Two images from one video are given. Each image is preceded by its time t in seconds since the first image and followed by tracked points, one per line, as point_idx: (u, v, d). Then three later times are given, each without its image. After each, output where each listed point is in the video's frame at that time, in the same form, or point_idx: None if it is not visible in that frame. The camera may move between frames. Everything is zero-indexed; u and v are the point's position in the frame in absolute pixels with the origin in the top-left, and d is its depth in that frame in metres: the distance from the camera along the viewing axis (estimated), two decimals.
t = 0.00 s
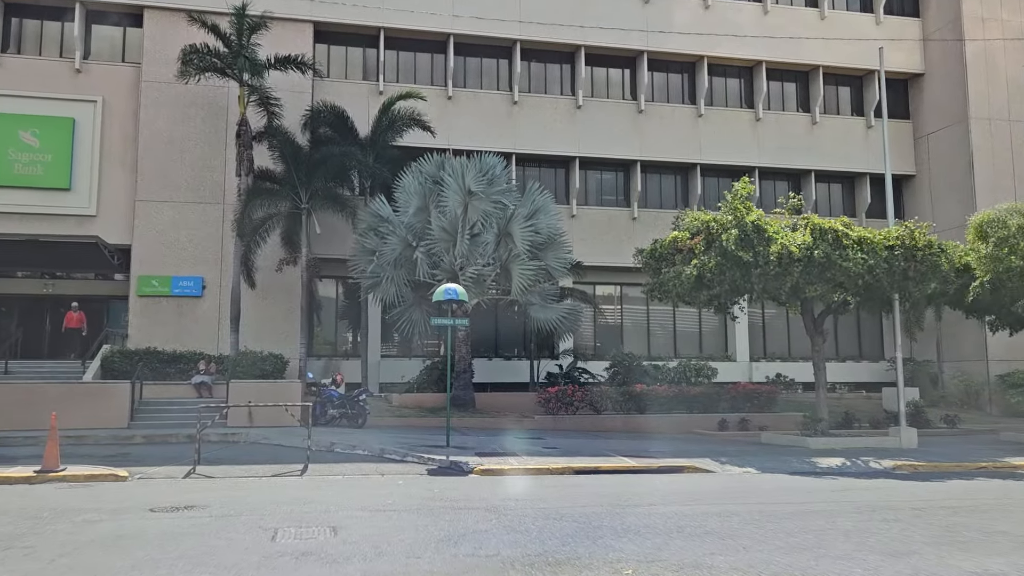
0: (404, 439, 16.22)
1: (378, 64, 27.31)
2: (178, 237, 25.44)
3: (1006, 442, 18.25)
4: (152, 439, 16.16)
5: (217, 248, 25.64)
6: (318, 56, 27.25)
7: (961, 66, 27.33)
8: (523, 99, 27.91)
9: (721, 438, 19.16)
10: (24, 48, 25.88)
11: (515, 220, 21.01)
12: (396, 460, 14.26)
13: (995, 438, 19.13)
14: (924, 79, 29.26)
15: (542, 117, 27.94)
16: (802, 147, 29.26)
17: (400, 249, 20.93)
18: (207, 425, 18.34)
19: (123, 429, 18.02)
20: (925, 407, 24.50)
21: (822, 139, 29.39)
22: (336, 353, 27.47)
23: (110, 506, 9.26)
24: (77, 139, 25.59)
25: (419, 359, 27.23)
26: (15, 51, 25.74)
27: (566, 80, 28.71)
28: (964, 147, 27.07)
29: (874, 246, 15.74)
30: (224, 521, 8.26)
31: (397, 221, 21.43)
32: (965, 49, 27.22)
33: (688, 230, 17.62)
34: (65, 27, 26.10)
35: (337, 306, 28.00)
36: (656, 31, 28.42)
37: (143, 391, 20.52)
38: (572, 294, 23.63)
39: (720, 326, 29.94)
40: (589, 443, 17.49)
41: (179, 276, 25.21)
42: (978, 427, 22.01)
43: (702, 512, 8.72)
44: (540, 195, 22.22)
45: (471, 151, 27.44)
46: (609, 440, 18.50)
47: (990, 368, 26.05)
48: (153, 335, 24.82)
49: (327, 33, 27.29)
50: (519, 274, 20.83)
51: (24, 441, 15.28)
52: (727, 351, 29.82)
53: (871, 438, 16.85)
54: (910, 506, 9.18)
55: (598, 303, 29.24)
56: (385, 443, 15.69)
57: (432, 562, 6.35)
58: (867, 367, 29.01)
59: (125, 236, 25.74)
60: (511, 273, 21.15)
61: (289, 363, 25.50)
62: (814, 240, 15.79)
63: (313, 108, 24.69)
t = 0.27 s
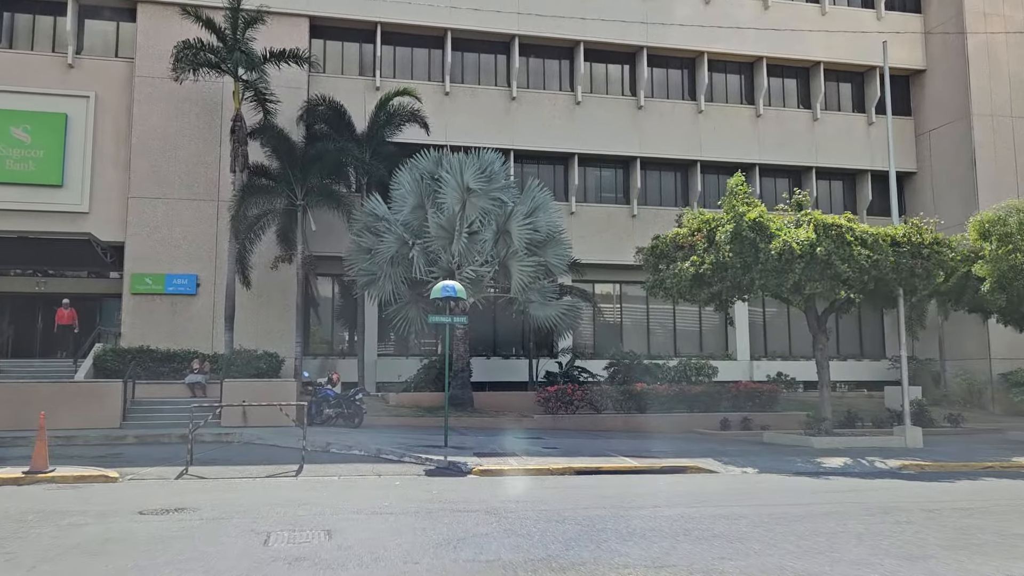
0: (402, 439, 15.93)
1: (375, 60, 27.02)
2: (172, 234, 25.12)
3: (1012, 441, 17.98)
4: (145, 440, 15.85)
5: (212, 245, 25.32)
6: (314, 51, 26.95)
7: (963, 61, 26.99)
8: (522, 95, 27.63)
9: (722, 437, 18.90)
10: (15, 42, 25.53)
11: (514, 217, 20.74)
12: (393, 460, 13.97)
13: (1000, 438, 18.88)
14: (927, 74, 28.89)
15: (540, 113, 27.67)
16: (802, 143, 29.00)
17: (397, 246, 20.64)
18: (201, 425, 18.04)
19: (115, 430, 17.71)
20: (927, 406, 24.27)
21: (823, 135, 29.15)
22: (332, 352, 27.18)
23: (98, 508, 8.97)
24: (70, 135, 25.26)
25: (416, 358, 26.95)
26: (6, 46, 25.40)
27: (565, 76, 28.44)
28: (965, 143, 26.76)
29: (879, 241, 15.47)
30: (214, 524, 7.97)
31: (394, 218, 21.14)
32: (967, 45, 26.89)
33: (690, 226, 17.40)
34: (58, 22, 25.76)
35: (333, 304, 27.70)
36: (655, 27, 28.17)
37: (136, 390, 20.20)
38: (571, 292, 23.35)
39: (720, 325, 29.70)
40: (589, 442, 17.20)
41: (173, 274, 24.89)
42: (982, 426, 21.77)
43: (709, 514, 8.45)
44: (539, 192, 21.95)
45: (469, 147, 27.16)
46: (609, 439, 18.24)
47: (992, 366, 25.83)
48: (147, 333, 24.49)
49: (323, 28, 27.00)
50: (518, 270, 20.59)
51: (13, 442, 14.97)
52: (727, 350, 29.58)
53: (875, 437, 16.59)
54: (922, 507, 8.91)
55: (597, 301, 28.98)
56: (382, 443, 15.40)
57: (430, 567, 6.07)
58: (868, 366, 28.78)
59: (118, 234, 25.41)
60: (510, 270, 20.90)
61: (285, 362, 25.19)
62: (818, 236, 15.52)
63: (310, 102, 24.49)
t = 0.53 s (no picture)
0: (398, 439, 15.65)
1: (370, 55, 26.73)
2: (165, 231, 24.78)
3: (1015, 441, 17.78)
4: (135, 440, 15.55)
5: (205, 243, 24.99)
6: (309, 46, 26.64)
7: (964, 57, 26.79)
8: (519, 90, 27.36)
9: (722, 436, 18.66)
10: (5, 36, 25.16)
11: (511, 213, 20.44)
12: (388, 461, 13.70)
13: (1003, 437, 18.69)
14: (926, 71, 28.64)
15: (537, 110, 27.40)
16: (801, 140, 28.77)
17: (392, 244, 20.34)
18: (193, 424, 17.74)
19: (106, 430, 17.40)
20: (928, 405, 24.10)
21: (822, 132, 28.93)
22: (327, 350, 26.88)
23: (83, 511, 8.69)
24: (61, 131, 24.91)
25: (412, 356, 26.63)
26: None
27: (562, 72, 28.17)
28: (966, 140, 26.58)
29: (882, 238, 15.22)
30: (203, 529, 7.69)
31: (389, 215, 20.84)
32: (967, 41, 26.68)
33: (692, 224, 17.15)
34: (48, 16, 25.39)
35: (328, 302, 27.38)
36: (653, 22, 27.92)
37: (127, 390, 19.88)
38: (569, 290, 23.05)
39: (719, 323, 29.49)
40: (588, 442, 16.94)
41: (165, 271, 24.56)
42: (982, 424, 21.60)
43: (714, 517, 8.21)
44: (536, 188, 21.65)
45: (465, 144, 26.88)
46: (608, 439, 18.00)
47: (993, 365, 25.67)
48: (139, 332, 24.17)
49: (318, 23, 26.69)
50: (515, 268, 20.23)
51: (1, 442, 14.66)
52: (726, 348, 29.37)
53: (878, 437, 16.38)
54: (932, 509, 8.67)
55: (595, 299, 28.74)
56: (378, 443, 15.14)
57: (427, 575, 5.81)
58: (867, 364, 28.60)
59: (110, 231, 25.08)
60: (506, 268, 20.56)
61: (279, 361, 24.86)
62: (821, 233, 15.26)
63: (305, 97, 24.16)
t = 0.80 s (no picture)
0: (391, 439, 15.33)
1: (363, 50, 26.40)
2: (154, 228, 24.38)
3: (1016, 440, 17.55)
4: (122, 441, 15.18)
5: (195, 240, 24.60)
6: (301, 41, 26.29)
7: (962, 53, 26.56)
8: (513, 86, 27.05)
9: (720, 436, 18.39)
10: None
11: (506, 210, 20.12)
12: (381, 462, 13.37)
13: (1004, 436, 18.46)
14: (924, 68, 28.40)
15: (532, 106, 27.10)
16: (798, 138, 28.54)
17: (385, 241, 20.01)
18: (182, 425, 17.37)
19: (92, 430, 17.03)
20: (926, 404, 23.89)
21: (820, 129, 28.71)
22: (319, 349, 26.51)
23: (62, 515, 8.35)
24: (48, 126, 24.49)
25: (406, 355, 26.28)
26: None
27: (558, 68, 27.88)
28: (963, 136, 26.37)
29: (884, 235, 14.97)
30: (186, 534, 7.37)
31: (382, 211, 20.50)
32: (965, 37, 26.45)
33: (688, 219, 16.74)
34: (36, 9, 24.97)
35: (321, 300, 27.01)
36: (650, 18, 27.65)
37: (115, 389, 19.50)
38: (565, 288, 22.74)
39: (715, 322, 29.25)
40: (584, 442, 16.64)
41: (155, 269, 24.17)
42: (982, 423, 21.37)
43: (718, 520, 7.92)
44: (532, 184, 21.32)
45: (460, 140, 26.57)
46: (604, 439, 17.71)
47: (991, 363, 25.47)
48: (128, 330, 23.77)
49: (311, 18, 26.34)
50: (509, 266, 19.89)
51: None
52: (722, 347, 29.12)
53: (879, 437, 16.13)
54: (943, 511, 8.39)
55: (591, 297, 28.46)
56: (370, 443, 14.81)
57: None
58: (864, 363, 28.39)
59: (98, 228, 24.68)
60: (501, 265, 20.24)
61: (270, 360, 24.46)
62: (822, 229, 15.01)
63: (297, 91, 23.81)
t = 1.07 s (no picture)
0: (380, 440, 15.00)
1: (353, 46, 26.06)
2: (140, 225, 23.95)
3: (1013, 439, 17.37)
4: (104, 442, 14.79)
5: (181, 237, 24.18)
6: (290, 36, 25.93)
7: (956, 51, 26.40)
8: (506, 83, 26.75)
9: (715, 436, 18.14)
10: None
11: (498, 206, 19.82)
12: (370, 463, 13.04)
13: (1002, 435, 18.27)
14: (917, 65, 28.24)
15: (525, 102, 26.80)
16: (792, 135, 28.36)
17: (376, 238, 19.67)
18: (167, 426, 16.98)
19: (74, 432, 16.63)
20: (921, 403, 23.72)
21: (814, 127, 28.55)
22: (308, 348, 26.15)
23: (37, 521, 8.00)
24: (31, 121, 24.04)
25: (396, 354, 25.95)
26: None
27: (550, 64, 27.60)
28: (957, 134, 26.23)
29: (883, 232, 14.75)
30: (164, 541, 7.03)
31: (372, 208, 20.17)
32: (960, 34, 26.30)
33: (683, 216, 16.43)
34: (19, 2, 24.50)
35: (310, 299, 26.63)
36: (643, 14, 27.41)
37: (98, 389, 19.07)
38: (558, 285, 22.47)
39: (709, 320, 29.05)
40: (577, 442, 16.34)
41: (141, 267, 23.73)
42: (978, 423, 21.19)
43: (721, 523, 7.64)
44: (525, 180, 21.02)
45: (451, 136, 26.25)
46: (598, 439, 17.42)
47: (986, 362, 25.31)
48: (113, 329, 23.34)
49: (300, 12, 25.98)
50: (501, 263, 19.51)
51: None
52: (715, 346, 28.90)
53: (877, 436, 15.93)
54: (950, 514, 8.14)
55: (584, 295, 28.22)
56: (360, 444, 14.48)
57: None
58: (858, 362, 28.24)
59: (83, 225, 24.24)
60: (493, 262, 19.91)
61: (259, 360, 24.09)
62: (821, 225, 14.79)
63: (286, 86, 23.47)
